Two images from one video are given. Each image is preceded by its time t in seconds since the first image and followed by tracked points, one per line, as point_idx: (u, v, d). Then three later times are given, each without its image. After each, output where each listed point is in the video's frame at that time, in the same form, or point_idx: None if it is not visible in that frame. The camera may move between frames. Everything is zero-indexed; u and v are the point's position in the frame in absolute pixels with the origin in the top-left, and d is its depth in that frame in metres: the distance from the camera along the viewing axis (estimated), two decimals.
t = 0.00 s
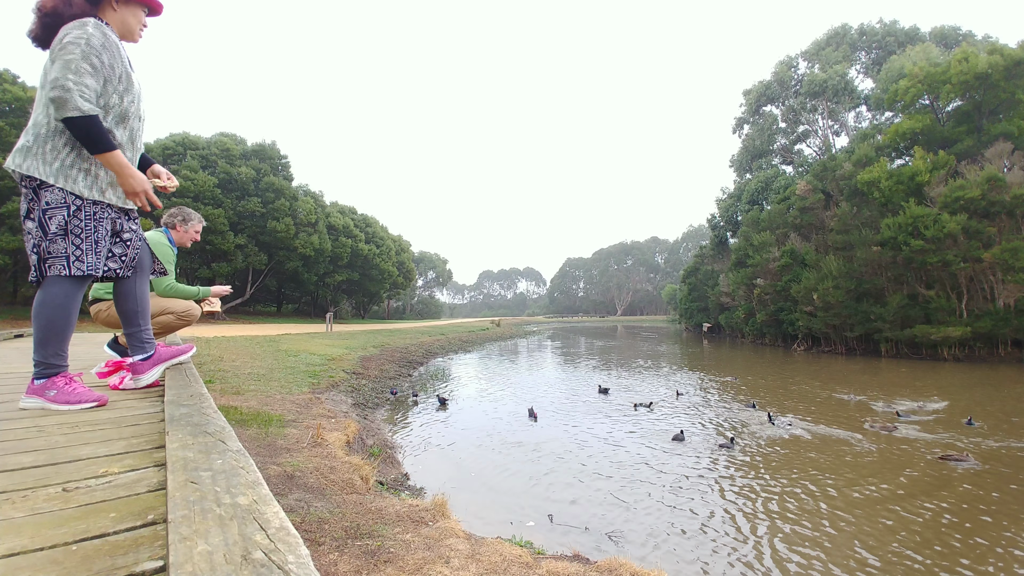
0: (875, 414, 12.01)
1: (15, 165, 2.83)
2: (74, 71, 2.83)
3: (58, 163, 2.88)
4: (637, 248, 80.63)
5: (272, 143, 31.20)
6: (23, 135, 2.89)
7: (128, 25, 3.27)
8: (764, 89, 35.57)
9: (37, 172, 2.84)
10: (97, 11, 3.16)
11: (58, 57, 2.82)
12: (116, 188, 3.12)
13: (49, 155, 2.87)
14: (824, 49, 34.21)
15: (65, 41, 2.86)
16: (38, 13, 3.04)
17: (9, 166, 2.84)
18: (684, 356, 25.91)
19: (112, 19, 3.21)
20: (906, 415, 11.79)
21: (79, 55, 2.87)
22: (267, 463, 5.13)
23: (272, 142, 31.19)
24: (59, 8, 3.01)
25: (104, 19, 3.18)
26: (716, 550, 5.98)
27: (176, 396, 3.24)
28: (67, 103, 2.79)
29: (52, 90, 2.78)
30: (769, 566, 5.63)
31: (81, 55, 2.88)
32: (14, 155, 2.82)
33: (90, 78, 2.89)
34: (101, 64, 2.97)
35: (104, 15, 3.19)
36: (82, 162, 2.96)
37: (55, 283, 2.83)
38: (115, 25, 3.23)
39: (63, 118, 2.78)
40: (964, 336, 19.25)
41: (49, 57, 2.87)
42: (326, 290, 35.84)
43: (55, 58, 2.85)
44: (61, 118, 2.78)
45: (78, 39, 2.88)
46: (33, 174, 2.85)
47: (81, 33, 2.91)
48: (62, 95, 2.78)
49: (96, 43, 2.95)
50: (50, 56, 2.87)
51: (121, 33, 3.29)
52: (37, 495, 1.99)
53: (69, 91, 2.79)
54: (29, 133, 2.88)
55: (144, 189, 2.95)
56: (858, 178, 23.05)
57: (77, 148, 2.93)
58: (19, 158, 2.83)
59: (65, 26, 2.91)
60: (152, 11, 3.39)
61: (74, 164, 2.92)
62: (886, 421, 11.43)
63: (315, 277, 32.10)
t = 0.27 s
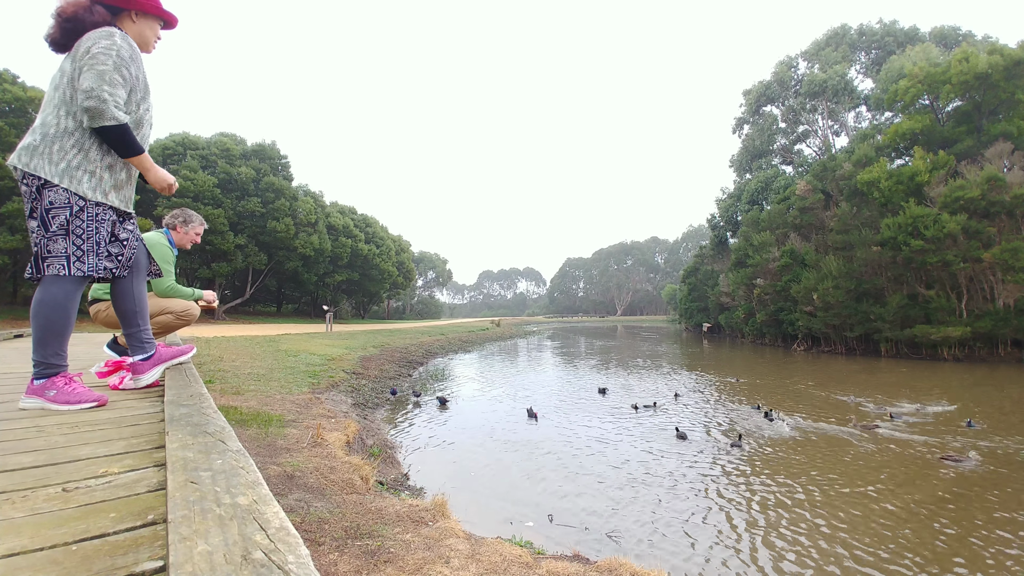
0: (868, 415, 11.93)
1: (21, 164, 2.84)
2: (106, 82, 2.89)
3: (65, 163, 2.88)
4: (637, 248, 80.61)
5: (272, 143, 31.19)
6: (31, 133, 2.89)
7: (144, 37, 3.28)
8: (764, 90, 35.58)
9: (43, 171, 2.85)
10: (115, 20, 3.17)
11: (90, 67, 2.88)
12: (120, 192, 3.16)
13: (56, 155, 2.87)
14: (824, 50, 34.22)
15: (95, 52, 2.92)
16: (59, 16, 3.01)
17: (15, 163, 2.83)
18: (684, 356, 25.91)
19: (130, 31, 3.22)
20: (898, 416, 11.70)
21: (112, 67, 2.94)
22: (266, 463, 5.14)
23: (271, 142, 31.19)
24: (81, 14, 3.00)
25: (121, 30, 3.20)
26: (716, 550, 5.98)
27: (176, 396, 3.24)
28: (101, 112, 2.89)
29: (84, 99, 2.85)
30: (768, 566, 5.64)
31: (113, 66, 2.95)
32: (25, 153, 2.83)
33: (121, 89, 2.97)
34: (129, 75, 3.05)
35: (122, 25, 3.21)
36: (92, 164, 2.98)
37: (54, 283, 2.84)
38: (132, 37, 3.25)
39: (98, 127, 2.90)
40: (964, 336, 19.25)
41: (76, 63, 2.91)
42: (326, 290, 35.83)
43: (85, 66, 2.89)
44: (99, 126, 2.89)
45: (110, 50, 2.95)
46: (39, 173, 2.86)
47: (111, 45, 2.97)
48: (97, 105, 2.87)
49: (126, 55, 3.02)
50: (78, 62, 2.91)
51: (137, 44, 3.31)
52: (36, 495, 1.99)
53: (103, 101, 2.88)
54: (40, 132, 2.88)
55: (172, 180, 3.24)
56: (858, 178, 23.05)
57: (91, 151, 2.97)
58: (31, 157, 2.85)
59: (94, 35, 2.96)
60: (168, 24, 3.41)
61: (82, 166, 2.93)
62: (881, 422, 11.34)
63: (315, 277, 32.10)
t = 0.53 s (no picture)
0: (861, 416, 11.90)
1: (25, 162, 2.84)
2: (111, 88, 2.88)
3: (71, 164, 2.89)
4: (636, 248, 80.62)
5: (272, 143, 31.19)
6: (38, 132, 2.89)
7: (155, 44, 3.29)
8: (764, 90, 35.58)
9: (50, 172, 2.86)
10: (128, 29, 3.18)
11: (99, 73, 2.89)
12: (123, 195, 3.16)
13: (65, 157, 2.89)
14: (824, 50, 34.24)
15: (107, 59, 2.93)
16: (72, 26, 3.01)
17: (19, 161, 2.84)
18: (684, 356, 25.91)
19: (142, 38, 3.23)
20: (889, 417, 11.63)
21: (121, 75, 2.93)
22: (266, 463, 5.14)
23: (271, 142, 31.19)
24: (95, 23, 3.01)
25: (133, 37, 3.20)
26: (716, 550, 5.99)
27: (176, 396, 3.24)
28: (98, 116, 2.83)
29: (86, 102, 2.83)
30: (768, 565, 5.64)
31: (124, 74, 2.95)
32: (28, 152, 2.84)
33: (128, 96, 2.95)
34: (140, 85, 3.04)
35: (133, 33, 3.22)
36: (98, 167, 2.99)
37: (58, 283, 2.85)
38: (144, 44, 3.25)
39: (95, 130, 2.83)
40: (964, 336, 19.25)
41: (88, 68, 2.93)
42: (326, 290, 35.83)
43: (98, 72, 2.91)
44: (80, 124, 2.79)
45: (121, 58, 2.95)
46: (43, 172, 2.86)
47: (125, 53, 2.97)
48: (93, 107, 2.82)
49: (138, 65, 3.01)
50: (90, 67, 2.92)
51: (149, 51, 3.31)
52: (36, 495, 1.99)
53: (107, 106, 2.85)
54: (47, 133, 2.88)
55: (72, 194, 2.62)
56: (858, 178, 23.06)
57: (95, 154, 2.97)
58: (32, 156, 2.85)
59: (110, 43, 2.97)
60: (177, 29, 3.40)
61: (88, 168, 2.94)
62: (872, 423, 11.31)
63: (315, 277, 32.11)
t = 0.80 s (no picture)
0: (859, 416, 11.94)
1: (26, 166, 2.85)
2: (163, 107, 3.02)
3: (71, 166, 2.88)
4: (636, 248, 80.60)
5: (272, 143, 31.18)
6: (36, 134, 2.87)
7: (148, 39, 3.28)
8: (764, 90, 35.59)
9: (50, 173, 2.85)
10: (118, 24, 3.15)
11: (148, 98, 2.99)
12: (123, 195, 3.15)
13: (62, 158, 2.87)
14: (824, 50, 34.23)
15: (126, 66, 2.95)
16: (61, 24, 2.94)
17: (21, 164, 2.84)
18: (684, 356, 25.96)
19: (135, 34, 3.21)
20: (879, 418, 11.56)
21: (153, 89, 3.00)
22: (267, 463, 5.14)
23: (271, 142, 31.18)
24: (82, 19, 2.94)
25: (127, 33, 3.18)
26: (717, 550, 5.98)
27: (176, 396, 3.24)
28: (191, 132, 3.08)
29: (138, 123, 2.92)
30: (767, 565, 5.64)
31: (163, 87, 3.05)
32: (31, 155, 2.84)
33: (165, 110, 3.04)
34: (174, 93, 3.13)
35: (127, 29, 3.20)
36: (99, 168, 2.97)
37: (59, 282, 2.85)
38: (138, 40, 3.24)
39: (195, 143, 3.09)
40: (964, 336, 19.25)
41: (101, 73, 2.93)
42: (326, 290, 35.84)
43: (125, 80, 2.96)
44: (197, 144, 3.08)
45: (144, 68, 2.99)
46: (44, 174, 2.86)
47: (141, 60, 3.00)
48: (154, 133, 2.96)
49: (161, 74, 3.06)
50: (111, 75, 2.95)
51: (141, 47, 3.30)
52: (36, 495, 1.99)
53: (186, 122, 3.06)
54: (45, 134, 2.87)
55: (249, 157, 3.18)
56: (858, 178, 23.05)
57: (97, 156, 2.96)
58: (35, 159, 2.85)
59: (119, 46, 2.96)
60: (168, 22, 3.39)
61: (87, 169, 2.93)
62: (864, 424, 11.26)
63: (315, 277, 32.12)
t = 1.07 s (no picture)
0: (857, 416, 11.95)
1: (37, 167, 2.80)
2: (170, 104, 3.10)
3: (87, 168, 2.90)
4: (636, 248, 80.58)
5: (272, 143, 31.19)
6: (44, 136, 2.82)
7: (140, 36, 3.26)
8: (764, 90, 35.60)
9: (65, 175, 2.84)
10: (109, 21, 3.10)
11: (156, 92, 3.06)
12: (131, 192, 3.19)
13: (76, 159, 2.87)
14: (824, 50, 34.24)
15: (141, 65, 3.01)
16: (58, 21, 2.88)
17: (29, 165, 2.79)
18: (684, 356, 25.98)
19: (126, 31, 3.18)
20: (873, 419, 11.54)
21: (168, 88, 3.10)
22: (266, 463, 5.13)
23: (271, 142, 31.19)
24: (82, 17, 2.88)
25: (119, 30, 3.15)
26: (716, 550, 5.98)
27: (176, 396, 3.24)
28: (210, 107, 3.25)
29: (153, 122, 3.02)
30: (767, 565, 5.64)
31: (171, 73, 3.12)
32: (42, 155, 2.79)
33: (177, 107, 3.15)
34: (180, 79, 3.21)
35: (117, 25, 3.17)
36: (111, 167, 3.01)
37: (67, 283, 2.84)
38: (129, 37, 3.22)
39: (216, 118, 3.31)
40: (964, 336, 19.25)
41: (115, 72, 2.96)
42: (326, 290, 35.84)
43: (136, 74, 3.01)
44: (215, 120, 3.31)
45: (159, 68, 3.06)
46: (56, 175, 2.83)
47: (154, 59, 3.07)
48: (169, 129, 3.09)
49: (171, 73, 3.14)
50: (124, 73, 2.98)
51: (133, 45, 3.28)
52: (37, 495, 1.99)
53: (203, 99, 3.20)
54: (55, 136, 2.84)
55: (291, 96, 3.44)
56: (858, 178, 23.04)
57: (111, 155, 3.00)
58: (47, 160, 2.81)
59: (129, 45, 2.99)
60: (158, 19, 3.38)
61: (102, 170, 2.96)
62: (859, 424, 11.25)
63: (315, 277, 32.12)
